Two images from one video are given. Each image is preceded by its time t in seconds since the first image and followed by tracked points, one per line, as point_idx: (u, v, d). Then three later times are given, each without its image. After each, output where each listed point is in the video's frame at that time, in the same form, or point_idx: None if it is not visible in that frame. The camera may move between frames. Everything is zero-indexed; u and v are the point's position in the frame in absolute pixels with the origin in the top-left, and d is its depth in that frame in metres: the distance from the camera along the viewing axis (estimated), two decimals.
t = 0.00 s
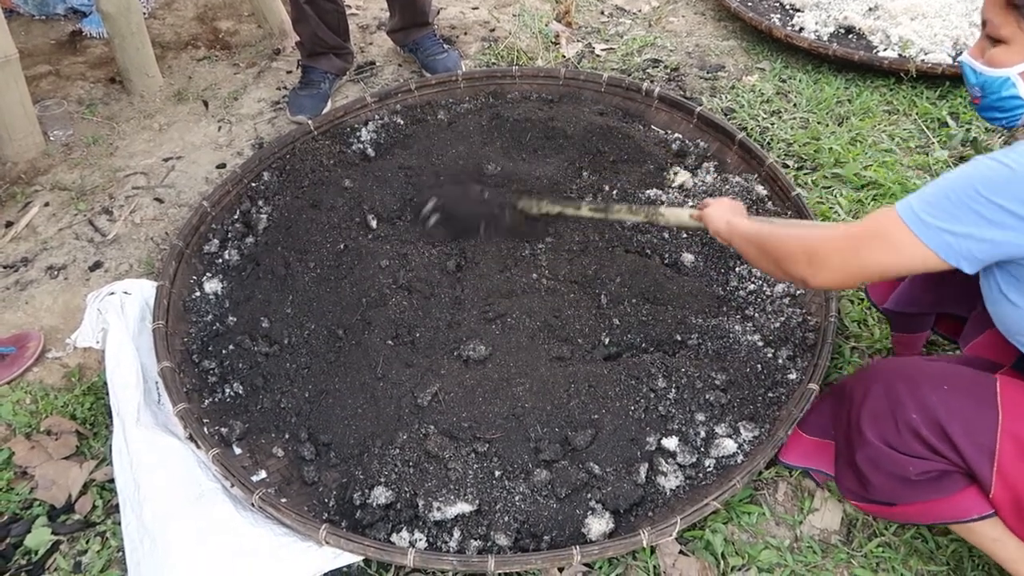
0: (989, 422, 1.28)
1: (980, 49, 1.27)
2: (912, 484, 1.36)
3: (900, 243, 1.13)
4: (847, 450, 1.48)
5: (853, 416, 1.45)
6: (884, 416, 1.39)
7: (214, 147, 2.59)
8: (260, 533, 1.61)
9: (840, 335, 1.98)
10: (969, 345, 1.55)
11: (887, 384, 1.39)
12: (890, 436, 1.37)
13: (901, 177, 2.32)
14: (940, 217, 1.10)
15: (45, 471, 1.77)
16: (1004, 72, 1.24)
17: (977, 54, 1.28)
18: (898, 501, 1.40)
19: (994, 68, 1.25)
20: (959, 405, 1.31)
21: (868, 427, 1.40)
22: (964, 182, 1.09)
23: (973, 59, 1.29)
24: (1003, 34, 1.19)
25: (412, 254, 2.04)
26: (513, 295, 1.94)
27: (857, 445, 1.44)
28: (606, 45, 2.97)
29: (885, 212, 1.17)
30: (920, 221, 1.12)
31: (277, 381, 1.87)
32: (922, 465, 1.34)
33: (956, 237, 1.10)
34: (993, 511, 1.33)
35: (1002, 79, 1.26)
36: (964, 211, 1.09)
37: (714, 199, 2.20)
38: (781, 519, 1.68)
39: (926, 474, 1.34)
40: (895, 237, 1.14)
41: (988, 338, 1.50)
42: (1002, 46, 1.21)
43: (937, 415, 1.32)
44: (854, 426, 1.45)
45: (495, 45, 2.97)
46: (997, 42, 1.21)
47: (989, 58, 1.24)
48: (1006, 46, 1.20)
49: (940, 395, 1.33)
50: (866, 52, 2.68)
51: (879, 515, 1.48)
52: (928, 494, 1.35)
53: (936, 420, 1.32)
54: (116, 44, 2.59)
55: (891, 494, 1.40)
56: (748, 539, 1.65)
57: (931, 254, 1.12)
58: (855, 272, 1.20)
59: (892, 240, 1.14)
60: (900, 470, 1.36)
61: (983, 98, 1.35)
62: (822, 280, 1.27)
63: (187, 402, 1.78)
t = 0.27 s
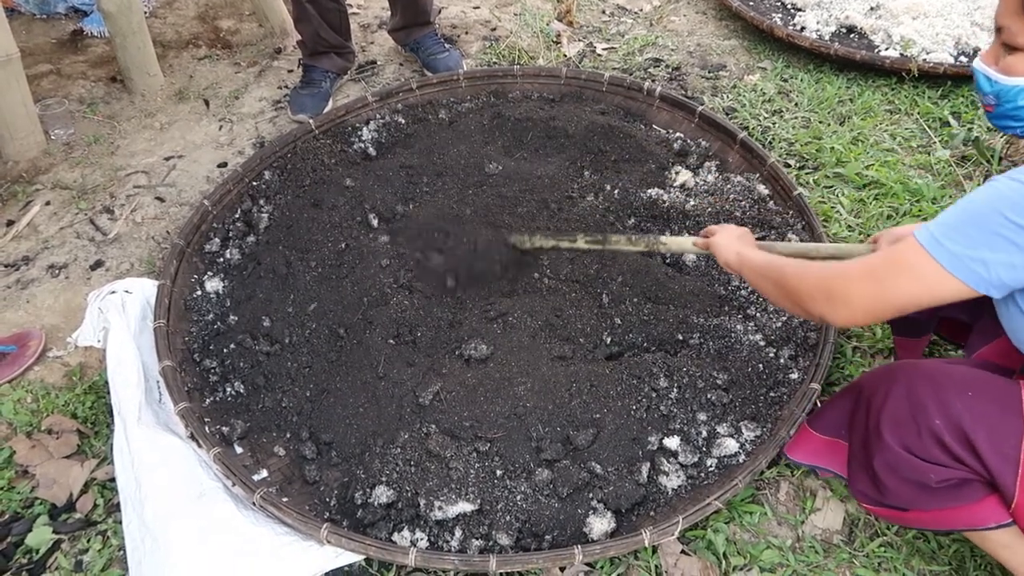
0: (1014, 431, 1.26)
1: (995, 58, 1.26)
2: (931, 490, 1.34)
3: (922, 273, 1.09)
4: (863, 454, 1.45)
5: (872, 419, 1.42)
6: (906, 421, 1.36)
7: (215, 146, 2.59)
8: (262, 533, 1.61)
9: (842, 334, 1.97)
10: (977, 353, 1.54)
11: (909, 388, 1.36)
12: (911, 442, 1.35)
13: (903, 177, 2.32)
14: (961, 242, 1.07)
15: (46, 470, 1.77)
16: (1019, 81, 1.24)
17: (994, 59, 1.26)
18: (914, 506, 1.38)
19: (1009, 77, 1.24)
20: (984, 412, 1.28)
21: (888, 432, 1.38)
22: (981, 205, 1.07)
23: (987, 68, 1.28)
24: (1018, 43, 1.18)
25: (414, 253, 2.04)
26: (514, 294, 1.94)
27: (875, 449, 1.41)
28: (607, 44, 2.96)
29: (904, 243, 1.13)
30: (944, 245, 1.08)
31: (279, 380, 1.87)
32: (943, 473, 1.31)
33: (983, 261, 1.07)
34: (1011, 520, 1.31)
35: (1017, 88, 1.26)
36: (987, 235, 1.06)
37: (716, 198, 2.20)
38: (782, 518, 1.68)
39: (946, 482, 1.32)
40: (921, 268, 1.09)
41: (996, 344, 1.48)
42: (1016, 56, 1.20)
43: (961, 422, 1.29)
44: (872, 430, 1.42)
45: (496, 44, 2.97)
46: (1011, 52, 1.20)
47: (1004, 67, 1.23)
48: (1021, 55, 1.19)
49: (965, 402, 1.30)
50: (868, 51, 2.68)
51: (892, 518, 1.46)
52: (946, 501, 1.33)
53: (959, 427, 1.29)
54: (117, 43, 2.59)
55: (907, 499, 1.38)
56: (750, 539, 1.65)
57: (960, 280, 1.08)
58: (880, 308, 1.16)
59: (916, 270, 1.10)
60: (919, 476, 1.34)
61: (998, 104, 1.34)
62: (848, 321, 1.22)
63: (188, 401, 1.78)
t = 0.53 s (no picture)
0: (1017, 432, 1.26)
1: (998, 61, 1.26)
2: (933, 490, 1.34)
3: (944, 299, 1.08)
4: (866, 454, 1.46)
5: (875, 420, 1.42)
6: (909, 422, 1.36)
7: (216, 145, 2.59)
8: (262, 531, 1.61)
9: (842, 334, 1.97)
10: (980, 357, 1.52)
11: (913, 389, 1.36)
12: (914, 442, 1.35)
13: (904, 177, 2.32)
14: (982, 263, 1.05)
15: (46, 469, 1.77)
16: None
17: (996, 63, 1.26)
18: (916, 506, 1.38)
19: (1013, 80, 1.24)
20: (987, 413, 1.28)
21: (891, 432, 1.38)
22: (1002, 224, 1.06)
23: (991, 71, 1.28)
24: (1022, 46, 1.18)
25: (414, 253, 2.04)
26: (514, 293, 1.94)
27: (878, 449, 1.41)
28: (608, 44, 2.96)
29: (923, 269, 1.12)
30: (966, 267, 1.06)
31: (279, 379, 1.87)
32: (945, 473, 1.31)
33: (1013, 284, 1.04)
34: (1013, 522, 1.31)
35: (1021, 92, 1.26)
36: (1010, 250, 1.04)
37: (716, 198, 2.20)
38: (783, 518, 1.68)
39: (948, 482, 1.32)
40: (939, 295, 1.08)
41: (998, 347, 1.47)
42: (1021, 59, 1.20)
43: (964, 423, 1.29)
44: (876, 430, 1.42)
45: (497, 44, 2.97)
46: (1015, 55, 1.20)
47: (1008, 70, 1.24)
48: None
49: (968, 403, 1.30)
50: (869, 51, 2.67)
51: (894, 518, 1.46)
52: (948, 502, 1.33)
53: (963, 428, 1.29)
54: (117, 42, 2.59)
55: (909, 499, 1.39)
56: (750, 539, 1.65)
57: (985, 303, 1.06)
58: (901, 343, 1.14)
59: (934, 298, 1.09)
60: (922, 476, 1.34)
61: (1001, 108, 1.34)
62: (863, 356, 1.21)
63: (189, 400, 1.78)
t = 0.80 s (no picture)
0: (1013, 429, 1.26)
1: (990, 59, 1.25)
2: (931, 490, 1.34)
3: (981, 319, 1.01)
4: (865, 455, 1.46)
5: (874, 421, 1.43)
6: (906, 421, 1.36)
7: (215, 145, 2.59)
8: (262, 532, 1.61)
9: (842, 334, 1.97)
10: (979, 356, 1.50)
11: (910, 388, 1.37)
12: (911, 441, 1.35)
13: (903, 177, 2.32)
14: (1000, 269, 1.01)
15: (46, 469, 1.77)
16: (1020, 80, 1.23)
17: (989, 62, 1.25)
18: (915, 506, 1.38)
19: (1008, 77, 1.24)
20: (984, 411, 1.28)
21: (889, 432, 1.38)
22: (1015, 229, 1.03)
23: (984, 70, 1.27)
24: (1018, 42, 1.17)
25: (413, 254, 2.04)
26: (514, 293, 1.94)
27: (877, 449, 1.42)
28: (608, 44, 2.96)
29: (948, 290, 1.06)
30: (997, 278, 1.00)
31: (279, 379, 1.87)
32: (942, 472, 1.31)
33: None
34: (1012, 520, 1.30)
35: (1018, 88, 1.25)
36: None
37: (715, 198, 2.20)
38: (782, 518, 1.68)
39: (946, 481, 1.32)
40: (979, 314, 1.01)
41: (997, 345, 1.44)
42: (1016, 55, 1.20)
43: (961, 421, 1.29)
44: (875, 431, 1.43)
45: (496, 44, 2.97)
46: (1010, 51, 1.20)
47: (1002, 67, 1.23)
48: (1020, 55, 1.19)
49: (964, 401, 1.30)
50: (868, 51, 2.67)
51: (894, 519, 1.46)
52: (946, 501, 1.33)
53: (959, 426, 1.29)
54: (117, 42, 2.59)
55: (908, 499, 1.39)
56: (750, 538, 1.65)
57: None
58: (947, 376, 1.05)
59: (974, 317, 1.01)
60: (920, 476, 1.34)
61: (997, 105, 1.33)
62: (912, 398, 1.10)
63: (188, 400, 1.79)
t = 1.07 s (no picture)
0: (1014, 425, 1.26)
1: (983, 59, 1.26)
2: (933, 487, 1.34)
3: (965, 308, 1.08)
4: (866, 453, 1.47)
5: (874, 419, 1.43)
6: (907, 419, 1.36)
7: (216, 149, 2.60)
8: (263, 535, 1.61)
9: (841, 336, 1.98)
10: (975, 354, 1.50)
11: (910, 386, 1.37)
12: (913, 439, 1.35)
13: (902, 179, 2.33)
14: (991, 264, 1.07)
15: (47, 473, 1.77)
16: (1014, 80, 1.23)
17: (980, 64, 1.27)
18: (917, 505, 1.38)
19: (1001, 76, 1.24)
20: (984, 407, 1.29)
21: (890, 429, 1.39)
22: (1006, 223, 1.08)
23: (977, 70, 1.27)
24: (1011, 39, 1.18)
25: (413, 257, 2.04)
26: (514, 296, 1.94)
27: (878, 448, 1.42)
28: (607, 47, 2.97)
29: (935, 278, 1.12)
30: (984, 272, 1.07)
31: (279, 382, 1.87)
32: (944, 469, 1.32)
33: None
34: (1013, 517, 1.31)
35: (1011, 88, 1.25)
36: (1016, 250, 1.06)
37: (715, 200, 2.20)
38: (782, 520, 1.68)
39: (948, 478, 1.32)
40: (964, 303, 1.08)
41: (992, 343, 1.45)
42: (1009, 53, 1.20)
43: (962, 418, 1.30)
44: (875, 429, 1.43)
45: (496, 47, 2.97)
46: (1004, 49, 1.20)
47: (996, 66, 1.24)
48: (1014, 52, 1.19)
49: (965, 397, 1.30)
50: (867, 53, 2.68)
51: (895, 518, 1.46)
52: (948, 499, 1.33)
53: (961, 423, 1.30)
54: (118, 46, 2.60)
55: (910, 498, 1.39)
56: (750, 541, 1.65)
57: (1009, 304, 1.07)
58: (932, 359, 1.12)
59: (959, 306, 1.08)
60: (922, 473, 1.34)
61: (987, 108, 1.33)
62: (897, 380, 1.18)
63: (189, 404, 1.79)
